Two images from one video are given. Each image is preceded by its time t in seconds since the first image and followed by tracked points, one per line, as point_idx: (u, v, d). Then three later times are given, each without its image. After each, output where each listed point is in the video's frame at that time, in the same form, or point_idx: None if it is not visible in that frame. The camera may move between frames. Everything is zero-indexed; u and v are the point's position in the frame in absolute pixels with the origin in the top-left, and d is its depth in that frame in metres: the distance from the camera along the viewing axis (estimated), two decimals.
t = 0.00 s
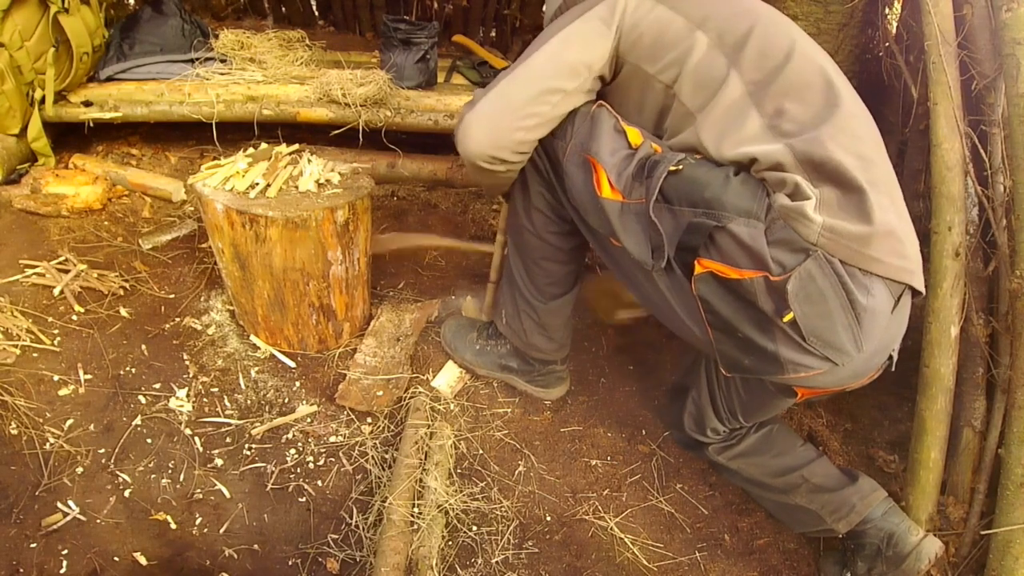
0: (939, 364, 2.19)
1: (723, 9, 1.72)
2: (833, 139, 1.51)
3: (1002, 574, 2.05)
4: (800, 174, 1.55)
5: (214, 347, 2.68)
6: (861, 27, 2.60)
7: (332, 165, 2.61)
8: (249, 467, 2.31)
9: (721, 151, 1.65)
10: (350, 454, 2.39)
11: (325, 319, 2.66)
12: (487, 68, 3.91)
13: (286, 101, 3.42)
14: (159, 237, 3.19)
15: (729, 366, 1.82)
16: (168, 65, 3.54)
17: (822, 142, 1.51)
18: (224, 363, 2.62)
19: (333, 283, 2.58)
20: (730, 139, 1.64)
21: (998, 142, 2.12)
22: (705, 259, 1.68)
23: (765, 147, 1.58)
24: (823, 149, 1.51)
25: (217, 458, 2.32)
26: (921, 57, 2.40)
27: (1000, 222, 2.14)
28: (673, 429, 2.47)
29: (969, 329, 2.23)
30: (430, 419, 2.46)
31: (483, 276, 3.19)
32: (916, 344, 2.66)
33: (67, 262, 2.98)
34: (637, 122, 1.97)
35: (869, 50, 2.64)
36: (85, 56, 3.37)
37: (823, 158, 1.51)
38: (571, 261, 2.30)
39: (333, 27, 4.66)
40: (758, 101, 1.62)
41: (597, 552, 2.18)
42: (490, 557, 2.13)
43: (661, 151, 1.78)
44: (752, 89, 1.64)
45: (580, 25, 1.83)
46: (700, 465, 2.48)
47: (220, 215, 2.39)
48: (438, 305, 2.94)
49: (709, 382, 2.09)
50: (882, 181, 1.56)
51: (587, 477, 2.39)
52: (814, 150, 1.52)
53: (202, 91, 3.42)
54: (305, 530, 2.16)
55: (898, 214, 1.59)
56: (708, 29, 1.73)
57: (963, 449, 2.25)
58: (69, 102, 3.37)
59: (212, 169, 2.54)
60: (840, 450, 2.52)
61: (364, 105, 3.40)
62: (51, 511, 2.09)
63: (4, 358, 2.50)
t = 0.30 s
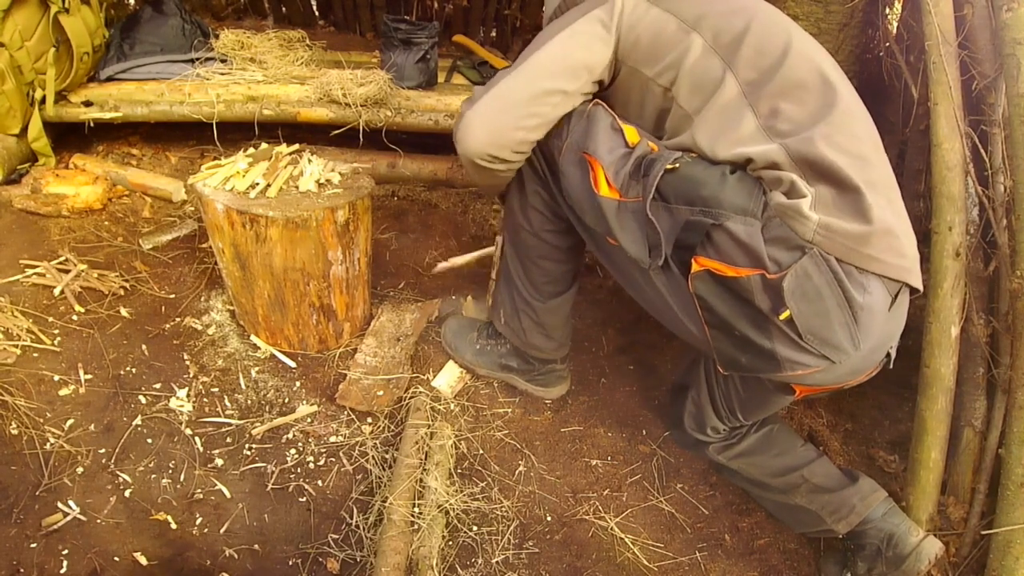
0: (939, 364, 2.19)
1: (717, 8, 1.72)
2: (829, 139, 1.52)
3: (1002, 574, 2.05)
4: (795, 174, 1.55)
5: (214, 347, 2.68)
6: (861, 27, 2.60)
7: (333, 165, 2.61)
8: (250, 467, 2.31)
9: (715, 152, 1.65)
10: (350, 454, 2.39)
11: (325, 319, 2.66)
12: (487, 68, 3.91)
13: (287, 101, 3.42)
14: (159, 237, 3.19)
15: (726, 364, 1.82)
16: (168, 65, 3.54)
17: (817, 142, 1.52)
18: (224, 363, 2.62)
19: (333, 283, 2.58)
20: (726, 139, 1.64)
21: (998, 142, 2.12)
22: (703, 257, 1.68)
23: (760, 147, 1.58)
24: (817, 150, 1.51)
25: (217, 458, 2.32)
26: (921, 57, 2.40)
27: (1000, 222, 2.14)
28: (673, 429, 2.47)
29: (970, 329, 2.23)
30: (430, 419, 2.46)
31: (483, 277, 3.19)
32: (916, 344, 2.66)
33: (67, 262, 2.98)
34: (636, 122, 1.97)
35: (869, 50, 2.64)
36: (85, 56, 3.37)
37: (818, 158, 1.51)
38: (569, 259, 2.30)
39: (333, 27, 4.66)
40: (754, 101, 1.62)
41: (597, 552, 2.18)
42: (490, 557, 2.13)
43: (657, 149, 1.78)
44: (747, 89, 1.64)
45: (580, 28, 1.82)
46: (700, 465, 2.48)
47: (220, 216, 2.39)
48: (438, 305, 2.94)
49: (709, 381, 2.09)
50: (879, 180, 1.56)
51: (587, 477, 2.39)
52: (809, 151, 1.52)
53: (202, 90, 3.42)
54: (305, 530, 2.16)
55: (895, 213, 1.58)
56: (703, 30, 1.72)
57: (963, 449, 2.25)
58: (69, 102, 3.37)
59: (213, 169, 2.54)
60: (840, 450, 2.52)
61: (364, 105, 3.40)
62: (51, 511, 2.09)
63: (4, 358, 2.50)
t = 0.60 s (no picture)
0: (939, 364, 2.19)
1: (724, 11, 1.73)
2: (833, 140, 1.51)
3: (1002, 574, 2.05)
4: (797, 175, 1.55)
5: (214, 347, 2.68)
6: (861, 27, 2.60)
7: (332, 165, 2.61)
8: (249, 467, 2.31)
9: (720, 153, 1.65)
10: (350, 454, 2.39)
11: (325, 319, 2.66)
12: (487, 68, 3.91)
13: (286, 101, 3.42)
14: (159, 237, 3.19)
15: (724, 368, 1.81)
16: (168, 65, 3.54)
17: (821, 143, 1.51)
18: (224, 363, 2.62)
19: (333, 283, 2.58)
20: (730, 140, 1.64)
21: (998, 142, 2.12)
22: (702, 260, 1.68)
23: (764, 148, 1.58)
24: (821, 151, 1.51)
25: (217, 458, 2.32)
26: (921, 57, 2.40)
27: (1000, 222, 2.14)
28: (672, 430, 2.47)
29: (970, 329, 2.22)
30: (430, 419, 2.46)
31: (483, 276, 3.19)
32: (916, 344, 2.66)
33: (67, 262, 2.98)
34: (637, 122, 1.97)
35: (869, 50, 2.64)
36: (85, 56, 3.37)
37: (821, 159, 1.51)
38: (571, 261, 2.30)
39: (333, 27, 4.66)
40: (758, 101, 1.62)
41: (597, 552, 2.18)
42: (490, 557, 2.13)
43: (659, 152, 1.78)
44: (752, 90, 1.63)
45: (586, 30, 1.82)
46: (700, 465, 2.47)
47: (220, 216, 2.39)
48: (438, 305, 2.94)
49: (708, 383, 2.09)
50: (881, 183, 1.56)
51: (587, 477, 2.39)
52: (813, 152, 1.52)
53: (202, 90, 3.42)
54: (305, 530, 2.16)
55: (896, 217, 1.58)
56: (710, 30, 1.72)
57: (963, 449, 2.25)
58: (69, 102, 3.37)
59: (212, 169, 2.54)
60: (840, 450, 2.52)
61: (364, 105, 3.40)
62: (51, 511, 2.09)
63: (4, 358, 2.50)
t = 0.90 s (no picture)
0: (939, 364, 2.19)
1: (722, 9, 1.72)
2: (831, 140, 1.51)
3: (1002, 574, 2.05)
4: (795, 175, 1.55)
5: (214, 347, 2.68)
6: (861, 27, 2.60)
7: (333, 165, 2.61)
8: (249, 467, 2.31)
9: (718, 153, 1.65)
10: (350, 454, 2.39)
11: (325, 319, 2.66)
12: (487, 68, 3.92)
13: (287, 101, 3.42)
14: (159, 237, 3.19)
15: (724, 367, 1.82)
16: (168, 65, 3.54)
17: (819, 143, 1.51)
18: (224, 363, 2.62)
19: (333, 283, 2.58)
20: (729, 139, 1.64)
21: (998, 142, 2.12)
22: (700, 260, 1.68)
23: (762, 147, 1.58)
24: (819, 151, 1.51)
25: (217, 458, 2.32)
26: (921, 57, 2.40)
27: (1000, 222, 2.14)
28: (672, 430, 2.47)
29: (969, 329, 2.22)
30: (430, 419, 2.46)
31: (482, 276, 3.20)
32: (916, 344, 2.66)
33: (67, 262, 2.98)
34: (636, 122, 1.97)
35: (869, 50, 2.64)
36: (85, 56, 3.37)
37: (819, 159, 1.51)
38: (571, 258, 2.31)
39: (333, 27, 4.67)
40: (757, 100, 1.62)
41: (597, 552, 2.18)
42: (490, 557, 2.13)
43: (657, 150, 1.78)
44: (750, 89, 1.63)
45: (583, 24, 1.83)
46: (699, 465, 2.48)
47: (220, 215, 2.39)
48: (437, 305, 2.94)
49: (708, 383, 2.09)
50: (880, 183, 1.55)
51: (587, 477, 2.39)
52: (811, 152, 1.52)
53: (202, 90, 3.42)
54: (305, 530, 2.16)
55: (895, 218, 1.58)
56: (708, 29, 1.72)
57: (963, 449, 2.25)
58: (69, 102, 3.37)
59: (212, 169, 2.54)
60: (840, 450, 2.52)
61: (364, 105, 3.40)
62: (51, 511, 2.09)
63: (4, 358, 2.50)
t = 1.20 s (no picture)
0: (939, 364, 2.19)
1: (715, 10, 1.71)
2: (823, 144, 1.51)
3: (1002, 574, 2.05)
4: (789, 179, 1.55)
5: (214, 347, 2.68)
6: (861, 27, 2.60)
7: (333, 165, 2.61)
8: (250, 467, 2.31)
9: (711, 157, 1.65)
10: (350, 454, 2.39)
11: (325, 319, 2.66)
12: (487, 68, 3.91)
13: (287, 101, 3.42)
14: (159, 237, 3.19)
15: (720, 370, 1.83)
16: (168, 65, 3.54)
17: (812, 147, 1.51)
18: (224, 363, 2.62)
19: (333, 283, 2.58)
20: (721, 143, 1.64)
21: (998, 142, 2.12)
22: (695, 264, 1.68)
23: (755, 152, 1.58)
24: (812, 155, 1.50)
25: (217, 458, 2.32)
26: (921, 56, 2.40)
27: (1000, 222, 2.14)
28: (673, 430, 2.47)
29: (969, 329, 2.22)
30: (430, 419, 2.46)
31: (482, 276, 3.20)
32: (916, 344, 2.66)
33: (67, 262, 2.98)
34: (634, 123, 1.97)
35: (869, 50, 2.64)
36: (85, 56, 3.37)
37: (812, 163, 1.50)
38: (569, 260, 2.31)
39: (333, 27, 4.66)
40: (750, 103, 1.62)
41: (597, 552, 2.18)
42: (490, 557, 2.13)
43: (652, 152, 1.79)
44: (744, 92, 1.63)
45: (578, 30, 1.82)
46: (699, 465, 2.48)
47: (220, 215, 2.39)
48: (437, 305, 2.94)
49: (707, 384, 2.09)
50: (876, 185, 1.55)
51: (587, 477, 2.39)
52: (804, 156, 1.51)
53: (202, 90, 3.42)
54: (305, 530, 2.16)
55: (891, 219, 1.57)
56: (700, 31, 1.72)
57: (963, 449, 2.25)
58: (69, 102, 3.37)
59: (212, 169, 2.54)
60: (840, 450, 2.53)
61: (364, 105, 3.40)
62: (51, 511, 2.09)
63: (4, 358, 2.50)
